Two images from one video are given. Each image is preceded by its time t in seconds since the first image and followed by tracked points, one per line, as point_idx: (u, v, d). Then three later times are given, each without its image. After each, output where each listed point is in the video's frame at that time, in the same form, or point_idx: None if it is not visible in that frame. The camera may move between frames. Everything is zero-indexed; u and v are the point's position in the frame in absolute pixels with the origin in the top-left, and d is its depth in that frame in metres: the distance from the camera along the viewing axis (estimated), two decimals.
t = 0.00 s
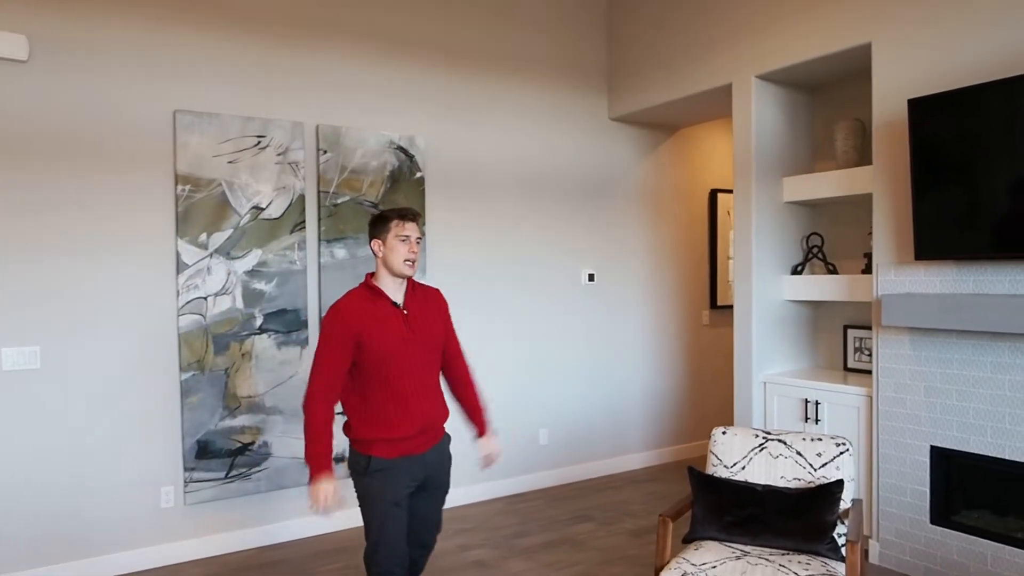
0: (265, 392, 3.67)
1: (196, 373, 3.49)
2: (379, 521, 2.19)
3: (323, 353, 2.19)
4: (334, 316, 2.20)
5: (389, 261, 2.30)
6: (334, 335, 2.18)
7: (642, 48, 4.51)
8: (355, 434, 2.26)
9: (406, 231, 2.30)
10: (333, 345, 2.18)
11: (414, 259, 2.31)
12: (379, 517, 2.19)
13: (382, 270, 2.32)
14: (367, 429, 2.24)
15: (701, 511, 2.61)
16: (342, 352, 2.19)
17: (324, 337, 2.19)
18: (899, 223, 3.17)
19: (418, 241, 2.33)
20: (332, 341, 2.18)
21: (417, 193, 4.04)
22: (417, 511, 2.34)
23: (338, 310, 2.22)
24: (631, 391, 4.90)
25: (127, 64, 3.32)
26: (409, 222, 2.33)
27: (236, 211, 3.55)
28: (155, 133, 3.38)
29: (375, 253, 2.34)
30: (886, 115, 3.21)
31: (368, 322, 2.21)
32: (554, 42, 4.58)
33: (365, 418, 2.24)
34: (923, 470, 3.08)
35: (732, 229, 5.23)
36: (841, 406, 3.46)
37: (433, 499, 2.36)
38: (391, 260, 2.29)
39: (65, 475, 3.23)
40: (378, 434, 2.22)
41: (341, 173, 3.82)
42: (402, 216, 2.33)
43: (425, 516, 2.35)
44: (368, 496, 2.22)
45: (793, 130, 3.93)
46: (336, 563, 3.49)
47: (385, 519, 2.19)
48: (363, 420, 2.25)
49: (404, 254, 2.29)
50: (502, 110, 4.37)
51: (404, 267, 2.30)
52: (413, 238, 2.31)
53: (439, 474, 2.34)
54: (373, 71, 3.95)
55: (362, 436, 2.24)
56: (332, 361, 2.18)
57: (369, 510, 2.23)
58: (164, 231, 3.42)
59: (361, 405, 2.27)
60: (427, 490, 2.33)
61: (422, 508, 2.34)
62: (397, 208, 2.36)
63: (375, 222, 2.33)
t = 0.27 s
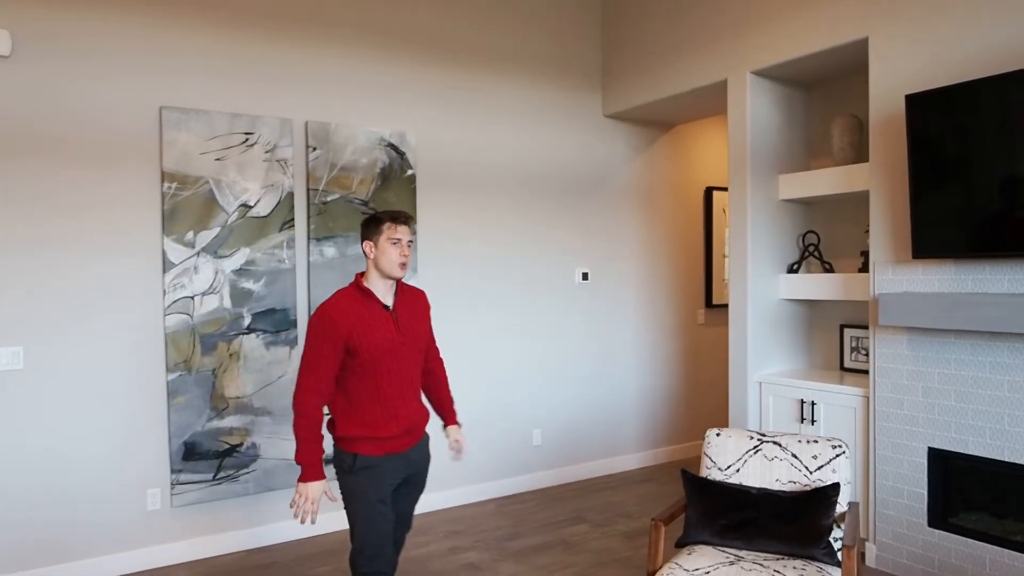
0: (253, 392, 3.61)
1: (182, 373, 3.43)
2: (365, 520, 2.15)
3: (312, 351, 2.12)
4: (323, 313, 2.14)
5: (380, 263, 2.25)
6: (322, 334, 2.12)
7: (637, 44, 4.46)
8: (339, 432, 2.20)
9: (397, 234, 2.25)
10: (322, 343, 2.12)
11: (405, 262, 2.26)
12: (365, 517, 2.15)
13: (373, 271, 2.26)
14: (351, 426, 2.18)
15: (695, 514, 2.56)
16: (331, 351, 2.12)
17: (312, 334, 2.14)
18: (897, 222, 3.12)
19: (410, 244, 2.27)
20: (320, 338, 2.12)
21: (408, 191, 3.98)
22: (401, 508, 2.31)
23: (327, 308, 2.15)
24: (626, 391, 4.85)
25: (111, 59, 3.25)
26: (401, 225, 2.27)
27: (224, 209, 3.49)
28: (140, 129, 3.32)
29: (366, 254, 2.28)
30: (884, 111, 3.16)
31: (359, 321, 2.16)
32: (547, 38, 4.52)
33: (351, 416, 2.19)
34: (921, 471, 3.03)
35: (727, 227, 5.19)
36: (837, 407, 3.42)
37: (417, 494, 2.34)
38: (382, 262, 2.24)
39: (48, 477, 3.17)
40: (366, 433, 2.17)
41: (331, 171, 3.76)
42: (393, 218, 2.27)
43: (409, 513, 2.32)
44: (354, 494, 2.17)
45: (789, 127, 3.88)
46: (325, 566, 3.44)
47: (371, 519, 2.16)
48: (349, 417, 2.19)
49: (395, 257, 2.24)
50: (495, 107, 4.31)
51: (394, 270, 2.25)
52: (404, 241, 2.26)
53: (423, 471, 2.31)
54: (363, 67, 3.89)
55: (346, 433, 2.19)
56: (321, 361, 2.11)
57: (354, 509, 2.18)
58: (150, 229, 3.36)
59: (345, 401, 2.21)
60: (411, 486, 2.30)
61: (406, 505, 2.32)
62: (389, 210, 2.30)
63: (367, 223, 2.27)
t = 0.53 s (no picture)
0: (251, 394, 3.57)
1: (180, 374, 3.40)
2: (356, 518, 2.12)
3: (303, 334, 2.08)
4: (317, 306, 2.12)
5: (368, 267, 2.20)
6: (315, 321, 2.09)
7: (641, 40, 4.38)
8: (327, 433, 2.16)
9: (386, 239, 2.19)
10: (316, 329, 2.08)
11: (394, 267, 2.21)
12: (355, 514, 2.12)
13: (360, 273, 2.22)
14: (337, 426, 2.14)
15: (698, 521, 2.50)
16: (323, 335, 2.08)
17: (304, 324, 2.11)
18: (907, 219, 3.04)
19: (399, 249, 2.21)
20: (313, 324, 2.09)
21: (408, 190, 3.93)
22: (393, 504, 2.28)
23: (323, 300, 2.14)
24: (630, 392, 4.79)
25: (106, 56, 3.21)
26: (391, 231, 2.21)
27: (221, 208, 3.44)
28: (136, 128, 3.28)
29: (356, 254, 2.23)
30: (894, 105, 3.07)
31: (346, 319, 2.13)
32: (550, 34, 4.46)
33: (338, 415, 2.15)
34: (932, 477, 2.95)
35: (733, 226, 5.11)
36: (846, 409, 3.34)
37: (406, 489, 2.31)
38: (371, 266, 2.19)
39: (43, 479, 3.13)
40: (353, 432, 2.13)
41: (329, 169, 3.71)
42: (386, 223, 2.20)
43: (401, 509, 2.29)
44: (343, 493, 2.14)
45: (796, 124, 3.79)
46: (323, 569, 3.39)
47: (363, 516, 2.13)
48: (335, 415, 2.15)
49: (383, 262, 2.18)
50: (496, 105, 4.25)
51: (383, 275, 2.20)
52: (394, 246, 2.20)
53: (411, 464, 2.29)
54: (362, 65, 3.84)
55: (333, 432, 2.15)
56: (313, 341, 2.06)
57: (344, 508, 2.15)
58: (146, 228, 3.32)
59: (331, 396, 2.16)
60: (401, 481, 2.28)
61: (397, 501, 2.29)
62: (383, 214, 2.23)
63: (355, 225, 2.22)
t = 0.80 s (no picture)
0: (275, 393, 3.56)
1: (204, 374, 3.39)
2: (373, 518, 2.07)
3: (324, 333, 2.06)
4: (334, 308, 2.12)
5: (383, 269, 2.16)
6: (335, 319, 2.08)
7: (670, 33, 4.27)
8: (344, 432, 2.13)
9: (401, 242, 2.13)
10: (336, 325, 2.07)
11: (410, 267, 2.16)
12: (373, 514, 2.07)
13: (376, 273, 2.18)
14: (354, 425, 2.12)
15: (729, 531, 2.41)
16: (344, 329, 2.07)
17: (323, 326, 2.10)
18: (952, 216, 2.90)
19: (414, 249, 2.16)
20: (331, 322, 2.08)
21: (431, 188, 3.88)
22: (411, 505, 2.22)
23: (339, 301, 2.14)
24: (659, 394, 4.68)
25: (131, 56, 3.21)
26: (406, 232, 2.15)
27: (245, 208, 3.43)
28: (160, 127, 3.28)
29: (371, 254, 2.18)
30: (938, 97, 2.93)
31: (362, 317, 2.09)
32: (576, 29, 4.37)
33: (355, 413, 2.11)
34: (977, 486, 2.82)
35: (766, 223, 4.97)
36: (885, 414, 3.21)
37: (426, 488, 2.26)
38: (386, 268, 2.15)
39: (70, 478, 3.15)
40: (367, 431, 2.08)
41: (352, 168, 3.68)
42: (401, 224, 2.14)
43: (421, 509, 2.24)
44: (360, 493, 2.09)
45: (833, 117, 3.66)
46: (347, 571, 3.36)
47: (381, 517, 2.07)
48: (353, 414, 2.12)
49: (399, 264, 2.14)
50: (521, 101, 4.18)
51: (398, 276, 2.15)
52: (409, 247, 2.14)
53: (430, 463, 2.23)
54: (385, 62, 3.80)
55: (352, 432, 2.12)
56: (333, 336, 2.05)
57: (362, 508, 2.10)
58: (170, 228, 3.32)
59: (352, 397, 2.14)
60: (419, 481, 2.22)
61: (416, 501, 2.23)
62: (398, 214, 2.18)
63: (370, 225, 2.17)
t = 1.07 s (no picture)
0: (301, 395, 3.52)
1: (229, 375, 3.37)
2: (399, 521, 2.01)
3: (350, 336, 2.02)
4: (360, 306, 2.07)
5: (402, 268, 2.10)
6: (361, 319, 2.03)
7: (703, 27, 4.16)
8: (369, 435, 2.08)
9: (414, 239, 2.05)
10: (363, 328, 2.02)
11: (427, 268, 2.07)
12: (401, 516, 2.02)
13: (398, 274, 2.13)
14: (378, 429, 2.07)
15: (768, 542, 2.30)
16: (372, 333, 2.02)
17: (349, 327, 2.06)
18: (1003, 213, 2.76)
19: (431, 248, 2.07)
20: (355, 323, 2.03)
21: (458, 187, 3.82)
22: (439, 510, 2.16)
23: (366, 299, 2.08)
24: (691, 397, 4.57)
25: (158, 56, 3.20)
26: (423, 230, 2.06)
27: (270, 207, 3.40)
28: (187, 127, 3.26)
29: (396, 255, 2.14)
30: (988, 88, 2.80)
31: (390, 320, 2.04)
32: (606, 24, 4.28)
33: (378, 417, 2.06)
34: None
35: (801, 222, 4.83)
36: (930, 420, 3.07)
37: (454, 495, 2.19)
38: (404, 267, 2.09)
39: (98, 479, 3.15)
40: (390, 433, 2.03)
41: (379, 167, 3.63)
42: (418, 221, 2.07)
43: (449, 515, 2.17)
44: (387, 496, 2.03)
45: (873, 111, 3.52)
46: None
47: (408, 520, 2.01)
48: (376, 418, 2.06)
49: (413, 263, 2.06)
50: (550, 98, 4.10)
51: (415, 275, 2.08)
52: (423, 246, 2.06)
53: (459, 469, 2.17)
54: (412, 59, 3.75)
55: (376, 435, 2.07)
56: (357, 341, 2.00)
57: (389, 512, 2.04)
58: (196, 228, 3.30)
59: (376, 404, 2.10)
60: (448, 486, 2.16)
61: (444, 507, 2.17)
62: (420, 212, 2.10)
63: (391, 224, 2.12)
